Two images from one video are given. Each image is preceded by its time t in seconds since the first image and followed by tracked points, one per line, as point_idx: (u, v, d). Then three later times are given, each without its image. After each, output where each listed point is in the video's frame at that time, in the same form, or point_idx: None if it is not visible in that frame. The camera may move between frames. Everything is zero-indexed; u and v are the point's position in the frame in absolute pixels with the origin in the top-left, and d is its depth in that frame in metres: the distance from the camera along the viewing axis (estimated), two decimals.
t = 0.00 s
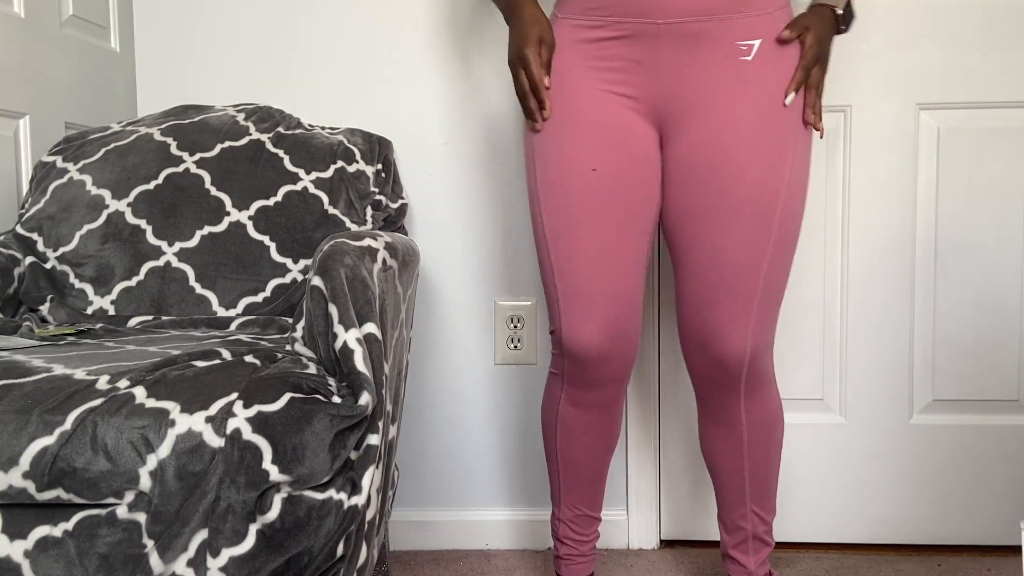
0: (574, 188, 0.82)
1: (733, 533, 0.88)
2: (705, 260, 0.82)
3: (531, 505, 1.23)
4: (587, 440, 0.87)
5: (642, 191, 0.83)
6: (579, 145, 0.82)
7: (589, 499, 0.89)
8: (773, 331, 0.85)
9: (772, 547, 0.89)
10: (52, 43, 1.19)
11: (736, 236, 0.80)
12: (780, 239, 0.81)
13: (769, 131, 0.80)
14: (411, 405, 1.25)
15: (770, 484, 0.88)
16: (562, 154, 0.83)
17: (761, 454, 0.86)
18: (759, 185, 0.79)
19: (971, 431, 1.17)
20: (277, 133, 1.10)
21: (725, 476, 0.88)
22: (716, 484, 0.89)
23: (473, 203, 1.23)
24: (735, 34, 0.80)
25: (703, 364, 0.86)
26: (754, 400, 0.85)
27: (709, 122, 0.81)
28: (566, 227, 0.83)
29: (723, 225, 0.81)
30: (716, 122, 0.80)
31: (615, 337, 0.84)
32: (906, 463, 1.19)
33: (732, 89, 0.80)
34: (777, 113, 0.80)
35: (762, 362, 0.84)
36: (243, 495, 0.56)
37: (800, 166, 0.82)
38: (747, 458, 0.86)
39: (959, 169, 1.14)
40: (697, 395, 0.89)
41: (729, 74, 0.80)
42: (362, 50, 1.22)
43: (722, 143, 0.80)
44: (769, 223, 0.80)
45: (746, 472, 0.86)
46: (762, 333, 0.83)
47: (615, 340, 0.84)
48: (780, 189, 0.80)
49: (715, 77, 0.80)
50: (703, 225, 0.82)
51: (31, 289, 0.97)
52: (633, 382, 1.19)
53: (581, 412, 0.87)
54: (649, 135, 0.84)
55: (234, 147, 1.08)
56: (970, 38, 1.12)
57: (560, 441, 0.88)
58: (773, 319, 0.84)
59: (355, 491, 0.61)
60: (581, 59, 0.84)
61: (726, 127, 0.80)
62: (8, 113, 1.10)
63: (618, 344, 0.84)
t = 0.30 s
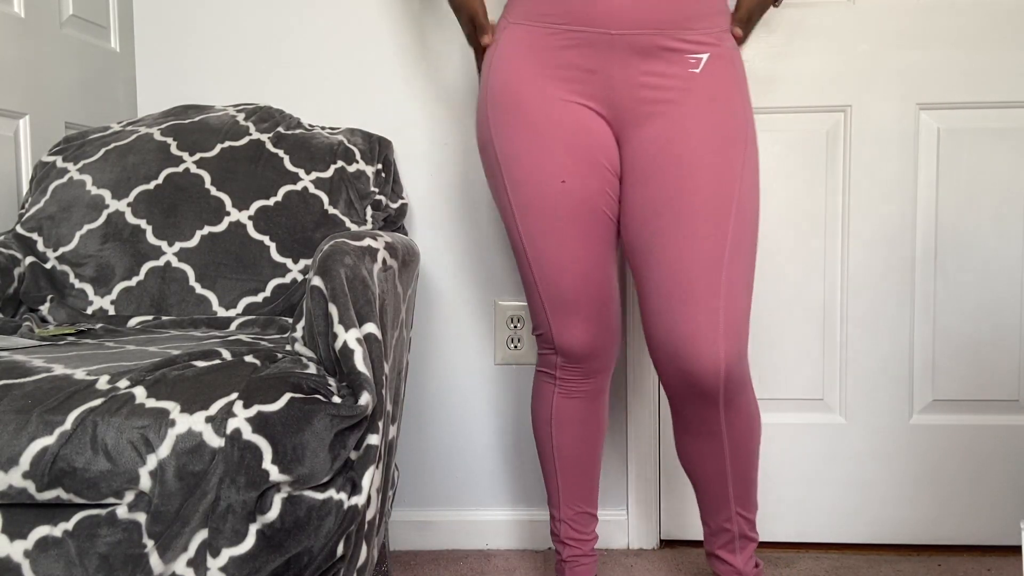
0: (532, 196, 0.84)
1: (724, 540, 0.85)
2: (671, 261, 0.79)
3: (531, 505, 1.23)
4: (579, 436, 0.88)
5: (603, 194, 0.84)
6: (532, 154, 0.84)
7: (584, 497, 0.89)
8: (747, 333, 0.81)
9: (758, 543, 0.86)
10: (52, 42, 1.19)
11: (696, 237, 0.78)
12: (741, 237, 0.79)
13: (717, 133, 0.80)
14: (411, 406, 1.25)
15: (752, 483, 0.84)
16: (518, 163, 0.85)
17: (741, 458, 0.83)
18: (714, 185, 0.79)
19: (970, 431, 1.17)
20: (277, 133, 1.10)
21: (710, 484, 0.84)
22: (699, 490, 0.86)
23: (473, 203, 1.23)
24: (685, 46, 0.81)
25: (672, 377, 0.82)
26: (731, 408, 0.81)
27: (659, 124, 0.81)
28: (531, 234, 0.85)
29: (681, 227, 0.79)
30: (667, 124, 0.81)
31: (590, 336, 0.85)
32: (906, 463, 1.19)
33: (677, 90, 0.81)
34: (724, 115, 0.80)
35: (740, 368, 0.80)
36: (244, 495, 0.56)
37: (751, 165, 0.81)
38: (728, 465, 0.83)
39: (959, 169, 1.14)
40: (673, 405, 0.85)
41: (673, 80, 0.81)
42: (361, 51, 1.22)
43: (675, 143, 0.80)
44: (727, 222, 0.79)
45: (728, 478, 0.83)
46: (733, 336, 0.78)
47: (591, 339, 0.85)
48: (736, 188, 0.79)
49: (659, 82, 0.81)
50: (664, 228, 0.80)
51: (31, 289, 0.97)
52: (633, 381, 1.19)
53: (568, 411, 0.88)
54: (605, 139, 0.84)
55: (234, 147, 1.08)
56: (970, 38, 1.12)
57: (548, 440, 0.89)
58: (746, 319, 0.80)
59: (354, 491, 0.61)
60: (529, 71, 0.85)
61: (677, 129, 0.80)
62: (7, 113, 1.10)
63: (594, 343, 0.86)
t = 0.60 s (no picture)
0: (505, 193, 0.85)
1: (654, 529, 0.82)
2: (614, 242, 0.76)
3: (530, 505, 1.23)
4: (568, 433, 0.88)
5: (575, 189, 0.84)
6: (503, 149, 0.85)
7: (574, 495, 0.89)
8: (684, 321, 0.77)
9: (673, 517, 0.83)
10: (52, 42, 1.19)
11: (643, 223, 0.76)
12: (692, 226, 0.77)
13: (680, 126, 0.79)
14: (411, 405, 1.25)
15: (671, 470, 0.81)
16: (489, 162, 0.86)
17: (664, 449, 0.79)
18: (670, 175, 0.77)
19: (970, 431, 1.17)
20: (277, 133, 1.10)
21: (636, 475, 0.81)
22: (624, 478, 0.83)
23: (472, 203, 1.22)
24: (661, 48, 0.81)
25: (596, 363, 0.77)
26: (657, 397, 0.76)
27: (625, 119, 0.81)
28: (506, 231, 0.86)
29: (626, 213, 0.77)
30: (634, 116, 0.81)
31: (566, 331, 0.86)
32: (905, 462, 1.19)
33: (650, 89, 0.82)
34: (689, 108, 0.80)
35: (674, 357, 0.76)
36: (244, 495, 0.56)
37: (712, 160, 0.81)
38: (651, 455, 0.79)
39: (959, 169, 1.14)
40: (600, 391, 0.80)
41: (642, 79, 0.82)
42: (362, 51, 1.22)
43: (639, 134, 0.79)
44: (674, 208, 0.76)
45: (653, 468, 0.80)
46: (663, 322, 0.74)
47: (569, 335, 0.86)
48: (689, 177, 0.78)
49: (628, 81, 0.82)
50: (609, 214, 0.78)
51: (31, 289, 0.97)
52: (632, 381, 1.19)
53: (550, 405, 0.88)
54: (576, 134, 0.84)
55: (234, 147, 1.08)
56: (970, 38, 1.12)
57: (534, 436, 0.90)
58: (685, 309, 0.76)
59: (355, 491, 0.61)
60: (500, 71, 0.86)
61: (642, 122, 0.80)
62: (7, 113, 1.10)
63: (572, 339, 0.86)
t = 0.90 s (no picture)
0: (505, 195, 0.84)
1: (628, 533, 0.86)
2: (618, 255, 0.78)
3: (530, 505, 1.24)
4: (568, 432, 0.88)
5: (576, 192, 0.84)
6: (505, 151, 0.84)
7: (571, 493, 0.89)
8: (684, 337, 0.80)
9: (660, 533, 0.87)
10: (52, 42, 1.19)
11: (645, 234, 0.78)
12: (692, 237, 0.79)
13: (679, 134, 0.80)
14: (411, 405, 1.25)
15: (665, 480, 0.85)
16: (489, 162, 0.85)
17: (661, 460, 0.83)
18: (671, 184, 0.79)
19: (970, 431, 1.17)
20: (277, 133, 1.10)
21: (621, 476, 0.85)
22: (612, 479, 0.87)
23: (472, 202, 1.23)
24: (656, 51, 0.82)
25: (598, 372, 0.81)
26: (654, 411, 0.80)
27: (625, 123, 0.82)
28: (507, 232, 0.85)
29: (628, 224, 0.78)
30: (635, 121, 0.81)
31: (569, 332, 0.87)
32: (905, 462, 1.19)
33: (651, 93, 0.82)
34: (689, 114, 0.81)
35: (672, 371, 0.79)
36: (244, 495, 0.56)
37: (710, 169, 0.82)
38: (638, 461, 0.82)
39: (959, 169, 1.14)
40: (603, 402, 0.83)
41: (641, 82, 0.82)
42: (362, 51, 1.22)
43: (641, 141, 0.80)
44: (674, 220, 0.78)
45: (636, 474, 0.83)
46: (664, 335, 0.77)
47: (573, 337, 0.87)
48: (689, 188, 0.79)
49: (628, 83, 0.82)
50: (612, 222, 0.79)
51: (31, 289, 0.97)
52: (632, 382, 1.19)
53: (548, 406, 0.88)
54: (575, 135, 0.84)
55: (234, 147, 1.08)
56: (969, 38, 1.12)
57: (531, 435, 0.90)
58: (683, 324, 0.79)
59: (355, 491, 0.60)
60: (500, 71, 0.85)
61: (642, 126, 0.81)
62: (7, 113, 1.10)
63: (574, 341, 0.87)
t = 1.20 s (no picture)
0: (508, 195, 0.84)
1: (631, 535, 0.86)
2: (624, 257, 0.78)
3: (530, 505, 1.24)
4: (569, 433, 0.88)
5: (578, 193, 0.84)
6: (506, 151, 0.84)
7: (570, 493, 0.89)
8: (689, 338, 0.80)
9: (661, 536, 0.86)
10: (52, 42, 1.19)
11: (649, 236, 0.78)
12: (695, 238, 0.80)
13: (679, 136, 0.81)
14: (411, 405, 1.25)
15: (670, 482, 0.84)
16: (491, 163, 0.85)
17: (664, 461, 0.83)
18: (673, 187, 0.79)
19: (970, 431, 1.17)
20: (277, 133, 1.10)
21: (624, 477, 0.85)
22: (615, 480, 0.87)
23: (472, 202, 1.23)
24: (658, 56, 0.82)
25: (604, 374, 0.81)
26: (660, 412, 0.80)
27: (627, 125, 0.82)
28: (508, 233, 0.85)
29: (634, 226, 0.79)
30: (637, 123, 0.82)
31: (572, 333, 0.87)
32: (905, 462, 1.19)
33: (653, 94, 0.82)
34: (689, 118, 0.82)
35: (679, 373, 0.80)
36: (244, 495, 0.56)
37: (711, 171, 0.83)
38: (643, 463, 0.82)
39: (959, 169, 1.14)
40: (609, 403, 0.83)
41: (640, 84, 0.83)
42: (362, 51, 1.22)
43: (644, 144, 0.81)
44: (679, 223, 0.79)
45: (640, 476, 0.83)
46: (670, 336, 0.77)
47: (575, 338, 0.87)
48: (691, 190, 0.80)
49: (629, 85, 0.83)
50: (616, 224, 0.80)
51: (31, 289, 0.97)
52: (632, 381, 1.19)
53: (550, 407, 0.88)
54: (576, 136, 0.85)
55: (234, 147, 1.08)
56: (970, 38, 1.12)
57: (531, 436, 0.90)
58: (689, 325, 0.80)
59: (355, 491, 0.60)
60: (500, 72, 0.85)
61: (644, 128, 0.81)
62: (7, 113, 1.10)
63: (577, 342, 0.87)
